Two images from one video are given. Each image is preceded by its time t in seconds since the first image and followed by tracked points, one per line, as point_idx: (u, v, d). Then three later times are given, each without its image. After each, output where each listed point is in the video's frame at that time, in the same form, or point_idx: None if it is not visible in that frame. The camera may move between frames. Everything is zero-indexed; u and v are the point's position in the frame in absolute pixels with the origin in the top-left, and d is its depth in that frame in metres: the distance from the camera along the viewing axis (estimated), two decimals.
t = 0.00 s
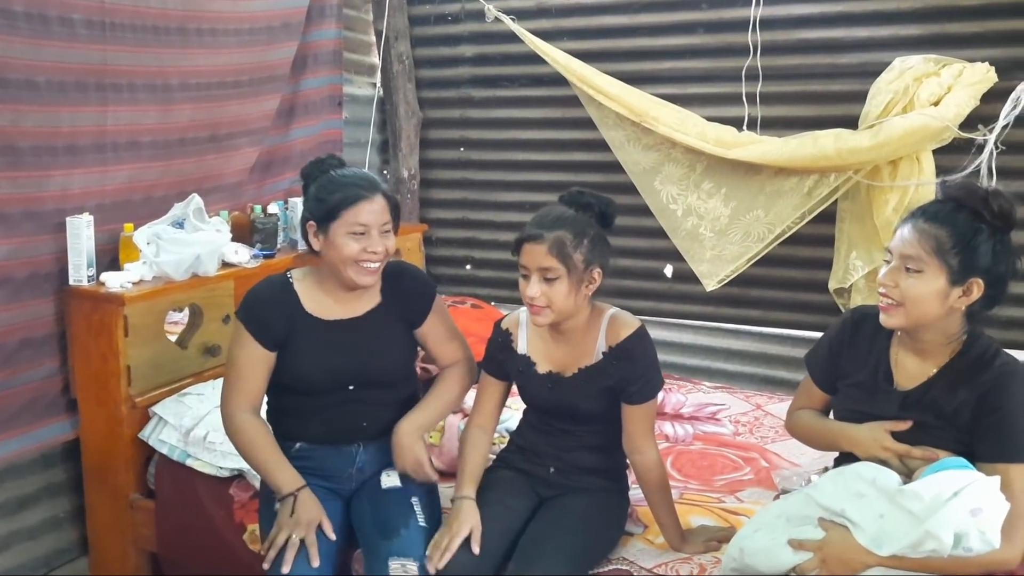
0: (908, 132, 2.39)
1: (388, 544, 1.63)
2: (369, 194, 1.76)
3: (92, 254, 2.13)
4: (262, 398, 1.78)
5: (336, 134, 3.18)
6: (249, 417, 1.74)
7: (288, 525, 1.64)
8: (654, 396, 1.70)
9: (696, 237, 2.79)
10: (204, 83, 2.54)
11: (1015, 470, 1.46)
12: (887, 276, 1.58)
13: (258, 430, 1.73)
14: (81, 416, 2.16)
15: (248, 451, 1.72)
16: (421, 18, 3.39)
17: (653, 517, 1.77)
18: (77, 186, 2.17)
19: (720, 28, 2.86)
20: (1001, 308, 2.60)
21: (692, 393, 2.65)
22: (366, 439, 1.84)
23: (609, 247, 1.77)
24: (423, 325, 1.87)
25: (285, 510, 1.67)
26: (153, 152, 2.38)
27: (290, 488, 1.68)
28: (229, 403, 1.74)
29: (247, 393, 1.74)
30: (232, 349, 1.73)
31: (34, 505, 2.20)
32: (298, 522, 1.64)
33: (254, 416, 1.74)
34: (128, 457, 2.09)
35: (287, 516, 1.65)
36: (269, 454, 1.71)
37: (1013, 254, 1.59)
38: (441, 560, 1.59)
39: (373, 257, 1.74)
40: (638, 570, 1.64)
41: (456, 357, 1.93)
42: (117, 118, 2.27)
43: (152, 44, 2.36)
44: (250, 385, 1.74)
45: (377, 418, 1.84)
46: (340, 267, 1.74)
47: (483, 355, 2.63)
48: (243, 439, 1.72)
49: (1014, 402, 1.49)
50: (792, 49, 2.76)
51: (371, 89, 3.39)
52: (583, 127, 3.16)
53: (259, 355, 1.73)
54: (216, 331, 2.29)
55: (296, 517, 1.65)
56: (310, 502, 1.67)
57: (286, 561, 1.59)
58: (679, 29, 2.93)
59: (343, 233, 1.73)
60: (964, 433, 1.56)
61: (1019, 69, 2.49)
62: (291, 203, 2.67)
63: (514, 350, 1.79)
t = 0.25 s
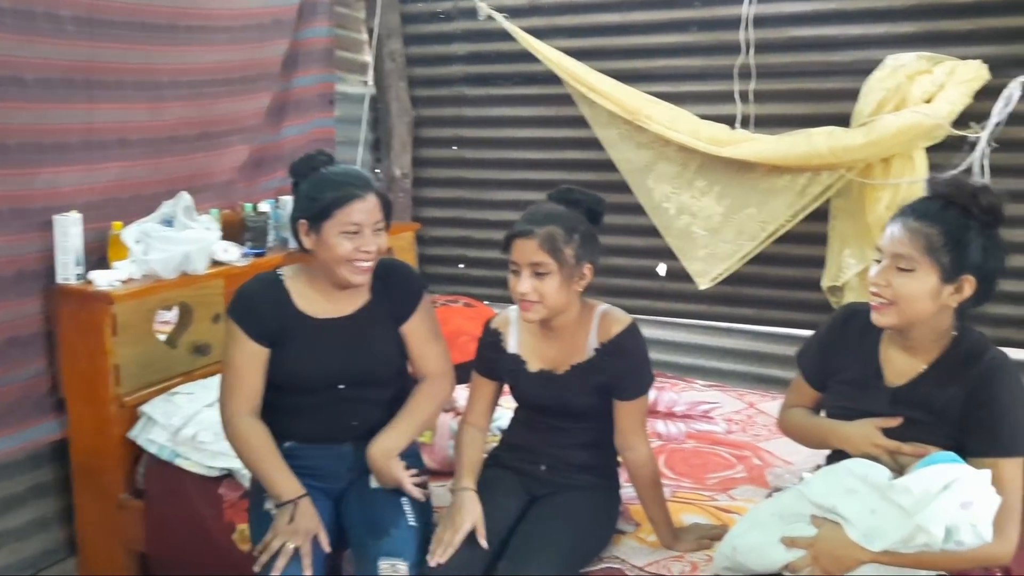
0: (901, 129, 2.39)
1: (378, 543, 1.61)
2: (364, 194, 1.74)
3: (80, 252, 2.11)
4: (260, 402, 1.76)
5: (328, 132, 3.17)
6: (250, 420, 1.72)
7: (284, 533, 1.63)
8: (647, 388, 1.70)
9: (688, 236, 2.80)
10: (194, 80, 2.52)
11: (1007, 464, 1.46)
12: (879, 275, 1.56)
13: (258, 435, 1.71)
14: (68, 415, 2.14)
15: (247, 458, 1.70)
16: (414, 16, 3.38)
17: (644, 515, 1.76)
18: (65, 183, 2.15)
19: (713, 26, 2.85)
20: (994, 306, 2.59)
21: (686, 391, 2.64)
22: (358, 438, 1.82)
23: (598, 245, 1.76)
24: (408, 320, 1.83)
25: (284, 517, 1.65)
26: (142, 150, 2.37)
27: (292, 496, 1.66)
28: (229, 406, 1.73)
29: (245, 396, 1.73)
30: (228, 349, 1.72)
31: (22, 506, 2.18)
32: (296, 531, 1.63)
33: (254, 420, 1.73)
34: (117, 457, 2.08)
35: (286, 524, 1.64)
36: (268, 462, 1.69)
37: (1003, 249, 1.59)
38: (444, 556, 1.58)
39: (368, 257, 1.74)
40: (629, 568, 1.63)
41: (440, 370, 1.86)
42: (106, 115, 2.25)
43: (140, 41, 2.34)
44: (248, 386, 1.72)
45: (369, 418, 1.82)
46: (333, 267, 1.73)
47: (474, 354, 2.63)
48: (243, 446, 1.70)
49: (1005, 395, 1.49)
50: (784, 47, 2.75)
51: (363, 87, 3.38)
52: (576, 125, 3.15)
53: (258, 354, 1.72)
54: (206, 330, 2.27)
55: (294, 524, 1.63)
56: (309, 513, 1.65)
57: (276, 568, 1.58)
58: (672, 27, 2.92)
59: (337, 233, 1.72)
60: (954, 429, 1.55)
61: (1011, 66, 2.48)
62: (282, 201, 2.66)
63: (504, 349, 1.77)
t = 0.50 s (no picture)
0: (888, 127, 2.39)
1: (365, 545, 1.60)
2: (351, 192, 1.74)
3: (63, 251, 2.09)
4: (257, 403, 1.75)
5: (315, 131, 3.16)
6: (246, 425, 1.71)
7: (277, 541, 1.61)
8: (636, 387, 1.69)
9: (677, 234, 2.79)
10: (179, 79, 2.50)
11: (997, 456, 1.48)
12: (871, 277, 1.56)
13: (251, 438, 1.69)
14: (53, 417, 2.12)
15: (242, 459, 1.68)
16: (401, 15, 3.37)
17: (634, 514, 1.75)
18: (47, 182, 2.13)
19: (701, 25, 2.85)
20: (981, 303, 2.61)
21: (675, 390, 2.64)
22: (345, 440, 1.81)
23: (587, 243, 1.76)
24: (396, 318, 1.82)
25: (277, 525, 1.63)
26: (127, 148, 2.35)
27: (284, 505, 1.65)
28: (225, 411, 1.71)
29: (239, 401, 1.71)
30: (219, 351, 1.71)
31: (6, 508, 2.16)
32: (288, 540, 1.61)
33: (248, 423, 1.71)
34: (102, 459, 2.06)
35: (280, 532, 1.62)
36: (260, 468, 1.67)
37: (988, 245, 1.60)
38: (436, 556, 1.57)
39: (355, 257, 1.73)
40: (619, 568, 1.62)
41: (429, 370, 1.85)
42: (90, 114, 2.23)
43: (125, 39, 2.32)
44: (240, 388, 1.71)
45: (356, 418, 1.81)
46: (321, 267, 1.72)
47: (462, 354, 2.61)
48: (238, 449, 1.68)
49: (992, 390, 1.50)
50: (772, 46, 2.76)
51: (351, 85, 3.37)
52: (565, 124, 3.15)
53: (250, 356, 1.71)
54: (192, 330, 2.25)
55: (287, 533, 1.61)
56: (304, 522, 1.64)
57: None
58: (660, 26, 2.92)
59: (323, 233, 1.71)
60: (944, 424, 1.56)
61: (997, 65, 2.49)
62: (269, 201, 2.64)
63: (493, 348, 1.77)
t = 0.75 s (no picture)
0: (880, 128, 2.40)
1: (358, 546, 1.60)
2: (331, 186, 1.74)
3: (54, 254, 2.08)
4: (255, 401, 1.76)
5: (307, 131, 3.15)
6: (238, 428, 1.70)
7: (269, 545, 1.60)
8: (628, 391, 1.69)
9: (669, 235, 2.79)
10: (169, 79, 2.49)
11: (984, 458, 1.48)
12: (865, 282, 1.56)
13: (244, 440, 1.69)
14: (44, 420, 2.11)
15: (234, 462, 1.67)
16: (393, 15, 3.36)
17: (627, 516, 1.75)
18: (37, 184, 2.12)
19: (693, 25, 2.86)
20: (972, 303, 2.62)
21: (668, 391, 2.65)
22: (338, 442, 1.81)
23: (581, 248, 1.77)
24: (391, 320, 1.82)
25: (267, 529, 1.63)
26: (118, 149, 2.34)
27: (275, 509, 1.64)
28: (220, 414, 1.70)
29: (234, 403, 1.71)
30: (212, 354, 1.70)
31: None
32: (280, 543, 1.60)
33: (240, 425, 1.70)
34: (93, 462, 2.05)
35: (270, 537, 1.61)
36: (255, 472, 1.67)
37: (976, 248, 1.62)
38: None
39: (339, 252, 1.72)
40: (612, 569, 1.62)
41: (422, 374, 1.85)
42: (79, 115, 2.22)
43: (114, 40, 2.30)
44: (234, 390, 1.70)
45: (350, 421, 1.81)
46: (304, 263, 1.72)
47: (455, 355, 2.60)
48: (229, 451, 1.68)
49: (980, 390, 1.50)
50: (763, 46, 2.76)
51: (343, 86, 3.36)
52: (557, 125, 3.15)
53: (243, 358, 1.70)
54: (184, 331, 2.24)
55: (279, 536, 1.61)
56: (295, 525, 1.63)
57: None
58: (652, 26, 2.92)
59: (304, 228, 1.71)
60: (931, 425, 1.57)
61: (988, 66, 2.50)
62: (261, 202, 2.64)
63: (483, 356, 1.76)
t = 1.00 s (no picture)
0: (874, 127, 2.41)
1: (353, 548, 1.60)
2: (307, 180, 1.74)
3: (46, 254, 2.07)
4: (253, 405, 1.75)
5: (300, 131, 3.14)
6: (232, 428, 1.69)
7: (262, 546, 1.59)
8: (624, 394, 1.69)
9: (663, 234, 2.79)
10: (161, 79, 2.48)
11: (975, 456, 1.47)
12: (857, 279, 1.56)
13: (238, 441, 1.68)
14: (36, 421, 2.10)
15: (228, 465, 1.66)
16: (386, 14, 3.35)
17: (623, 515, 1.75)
18: (28, 184, 2.11)
19: (687, 25, 2.86)
20: (965, 302, 2.63)
21: (662, 390, 2.65)
22: (332, 442, 1.80)
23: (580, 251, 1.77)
24: (386, 320, 1.81)
25: (260, 531, 1.62)
26: (109, 149, 2.32)
27: (269, 510, 1.64)
28: (214, 408, 1.69)
29: (228, 403, 1.70)
30: (205, 354, 1.69)
31: None
32: (272, 544, 1.59)
33: (235, 426, 1.69)
34: (86, 463, 2.04)
35: (262, 538, 1.60)
36: (249, 472, 1.66)
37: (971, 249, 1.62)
38: None
39: (317, 247, 1.71)
40: (608, 569, 1.62)
41: (419, 364, 1.85)
42: (71, 115, 2.20)
43: (106, 39, 2.29)
44: (228, 390, 1.69)
45: (344, 421, 1.80)
46: (285, 259, 1.72)
47: (450, 355, 2.61)
48: (222, 452, 1.67)
49: (971, 388, 1.51)
50: (757, 46, 2.77)
51: (336, 85, 3.35)
52: (550, 124, 3.14)
53: (237, 355, 1.70)
54: (177, 332, 2.23)
55: (271, 538, 1.59)
56: (288, 525, 1.62)
57: None
58: (646, 26, 2.92)
59: (281, 223, 1.72)
60: (922, 423, 1.57)
61: (981, 65, 2.51)
62: (254, 202, 2.62)
63: (480, 359, 1.75)
